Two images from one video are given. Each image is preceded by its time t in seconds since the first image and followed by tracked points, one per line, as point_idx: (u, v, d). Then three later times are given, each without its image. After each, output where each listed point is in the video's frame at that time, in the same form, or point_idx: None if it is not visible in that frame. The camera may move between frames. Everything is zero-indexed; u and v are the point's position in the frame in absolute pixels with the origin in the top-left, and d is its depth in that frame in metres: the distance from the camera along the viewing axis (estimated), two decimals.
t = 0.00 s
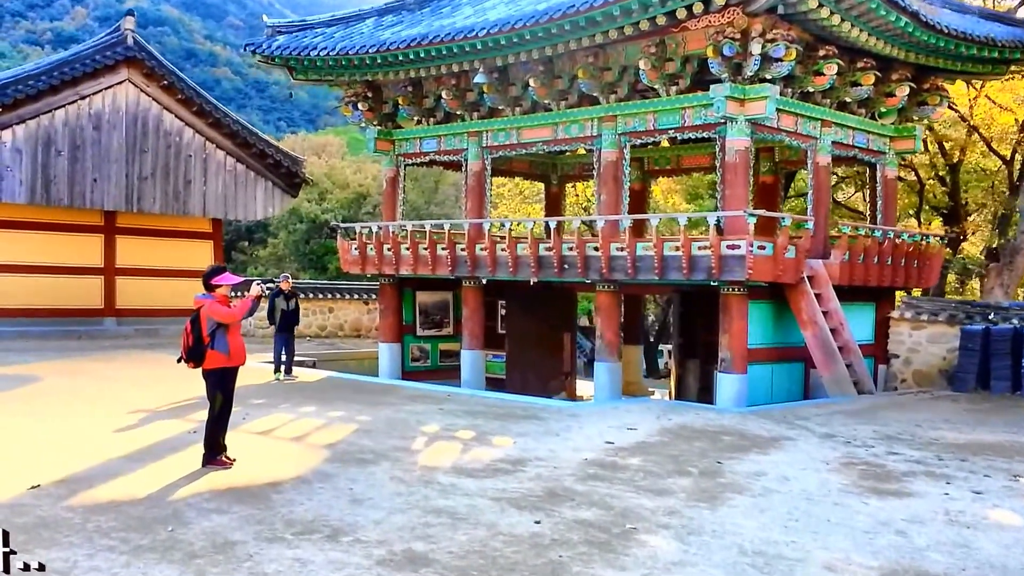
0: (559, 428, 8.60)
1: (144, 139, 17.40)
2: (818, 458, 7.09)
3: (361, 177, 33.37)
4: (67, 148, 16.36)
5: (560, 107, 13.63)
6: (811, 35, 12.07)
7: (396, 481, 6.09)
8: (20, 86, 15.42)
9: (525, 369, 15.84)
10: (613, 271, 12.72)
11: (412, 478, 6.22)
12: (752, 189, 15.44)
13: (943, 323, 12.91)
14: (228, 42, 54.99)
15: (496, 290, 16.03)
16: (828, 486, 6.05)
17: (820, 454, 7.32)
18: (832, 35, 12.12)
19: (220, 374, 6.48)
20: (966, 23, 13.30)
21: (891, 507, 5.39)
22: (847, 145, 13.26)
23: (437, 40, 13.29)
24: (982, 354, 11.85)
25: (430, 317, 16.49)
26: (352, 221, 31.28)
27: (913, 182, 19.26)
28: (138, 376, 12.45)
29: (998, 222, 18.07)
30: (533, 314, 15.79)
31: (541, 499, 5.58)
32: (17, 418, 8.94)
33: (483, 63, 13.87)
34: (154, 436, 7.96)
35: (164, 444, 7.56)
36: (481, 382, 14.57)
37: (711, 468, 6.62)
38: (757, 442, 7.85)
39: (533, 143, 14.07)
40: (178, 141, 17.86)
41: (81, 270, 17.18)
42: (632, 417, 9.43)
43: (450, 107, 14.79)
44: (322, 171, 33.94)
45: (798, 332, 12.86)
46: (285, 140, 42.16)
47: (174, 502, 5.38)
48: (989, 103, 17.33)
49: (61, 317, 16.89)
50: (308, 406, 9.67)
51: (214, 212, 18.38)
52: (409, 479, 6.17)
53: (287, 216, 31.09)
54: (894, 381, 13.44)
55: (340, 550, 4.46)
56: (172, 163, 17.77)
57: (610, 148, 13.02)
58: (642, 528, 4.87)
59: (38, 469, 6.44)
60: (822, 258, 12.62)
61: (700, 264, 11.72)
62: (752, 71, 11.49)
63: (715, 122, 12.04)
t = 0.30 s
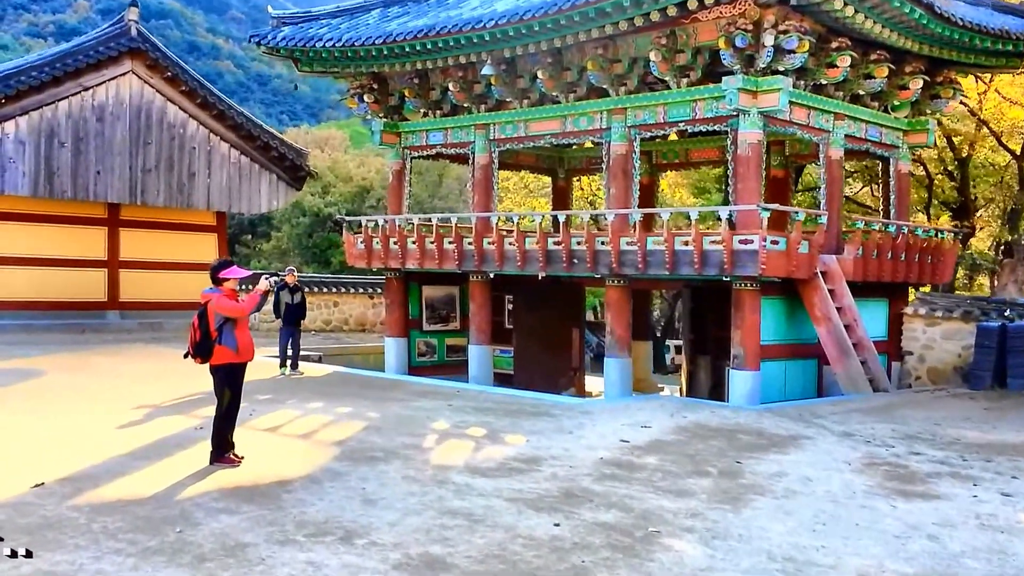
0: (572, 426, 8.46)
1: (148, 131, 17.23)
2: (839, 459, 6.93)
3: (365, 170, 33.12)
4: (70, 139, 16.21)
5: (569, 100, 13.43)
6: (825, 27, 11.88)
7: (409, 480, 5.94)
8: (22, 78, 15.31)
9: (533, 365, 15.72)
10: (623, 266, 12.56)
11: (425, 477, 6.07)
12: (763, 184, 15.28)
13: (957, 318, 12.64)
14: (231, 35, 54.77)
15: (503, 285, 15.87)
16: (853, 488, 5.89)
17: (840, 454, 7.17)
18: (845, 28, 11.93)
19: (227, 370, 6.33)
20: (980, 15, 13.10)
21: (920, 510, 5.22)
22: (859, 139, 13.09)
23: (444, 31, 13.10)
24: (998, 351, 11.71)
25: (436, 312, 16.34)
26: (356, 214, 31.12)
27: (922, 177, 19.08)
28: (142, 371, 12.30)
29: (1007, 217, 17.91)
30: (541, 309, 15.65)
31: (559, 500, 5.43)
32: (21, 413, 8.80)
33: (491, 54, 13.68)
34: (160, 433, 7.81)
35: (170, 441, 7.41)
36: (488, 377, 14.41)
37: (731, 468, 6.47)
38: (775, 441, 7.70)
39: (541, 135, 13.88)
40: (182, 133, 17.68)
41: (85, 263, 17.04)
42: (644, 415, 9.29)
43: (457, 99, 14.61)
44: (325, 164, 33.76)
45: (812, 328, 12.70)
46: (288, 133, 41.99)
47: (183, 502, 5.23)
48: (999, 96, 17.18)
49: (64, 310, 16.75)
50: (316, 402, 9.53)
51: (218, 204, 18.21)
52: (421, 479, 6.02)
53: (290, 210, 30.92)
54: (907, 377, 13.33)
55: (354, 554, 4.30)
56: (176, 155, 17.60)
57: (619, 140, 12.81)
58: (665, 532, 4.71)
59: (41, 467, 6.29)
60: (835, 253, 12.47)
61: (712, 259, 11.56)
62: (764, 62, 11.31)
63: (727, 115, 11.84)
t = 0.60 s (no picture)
0: (584, 412, 8.31)
1: (151, 113, 17.02)
2: (860, 447, 6.79)
3: (367, 153, 32.85)
4: (73, 121, 16.01)
5: (578, 81, 13.21)
6: (838, 6, 11.66)
7: (422, 469, 5.79)
8: (25, 58, 15.11)
9: (539, 350, 15.57)
10: (632, 249, 12.39)
11: (438, 466, 5.91)
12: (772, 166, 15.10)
13: (972, 304, 12.38)
14: (232, 17, 54.37)
15: (510, 269, 15.66)
16: (878, 477, 5.74)
17: (861, 442, 7.03)
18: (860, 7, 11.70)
19: (237, 355, 6.18)
20: None
21: (951, 501, 5.07)
22: (873, 120, 12.88)
23: (451, 11, 12.87)
24: (1014, 337, 11.78)
25: (441, 296, 16.16)
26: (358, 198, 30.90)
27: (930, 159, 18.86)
28: (147, 356, 12.16)
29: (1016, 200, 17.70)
30: (549, 293, 15.46)
31: (578, 489, 5.27)
32: (26, 399, 8.66)
33: (499, 35, 13.47)
34: (167, 419, 7.66)
35: (177, 427, 7.26)
36: (493, 363, 14.24)
37: (751, 456, 6.31)
38: (793, 428, 7.54)
39: (550, 117, 13.66)
40: (185, 115, 17.47)
41: (87, 246, 16.86)
42: (657, 401, 9.13)
43: (464, 80, 14.39)
44: (327, 147, 33.51)
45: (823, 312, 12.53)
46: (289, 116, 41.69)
47: (192, 491, 5.08)
48: (1009, 78, 16.92)
49: (66, 294, 16.59)
50: (323, 388, 9.38)
51: (221, 187, 18.02)
52: (435, 467, 5.87)
53: (292, 193, 30.70)
54: (919, 363, 13.16)
55: (371, 547, 4.14)
56: (179, 138, 17.39)
57: (629, 122, 12.59)
58: (691, 523, 4.55)
59: (47, 453, 6.15)
60: (848, 236, 12.28)
61: (724, 242, 11.38)
62: (778, 42, 11.11)
63: (740, 95, 11.62)
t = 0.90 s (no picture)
0: (597, 395, 8.17)
1: (155, 93, 16.83)
2: (882, 431, 6.65)
3: (371, 134, 32.57)
4: (76, 101, 15.82)
5: (588, 58, 13.00)
6: None
7: (437, 454, 5.65)
8: (28, 38, 14.92)
9: (545, 331, 15.43)
10: (643, 230, 12.22)
11: (452, 451, 5.78)
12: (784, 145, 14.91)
13: (986, 284, 12.35)
14: None
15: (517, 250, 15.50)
16: (904, 463, 5.60)
17: (882, 426, 6.88)
18: None
19: (247, 338, 6.04)
20: None
21: (982, 488, 4.93)
22: (889, 98, 12.66)
23: None
24: None
25: (448, 277, 16.01)
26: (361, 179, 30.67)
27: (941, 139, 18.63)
28: (152, 338, 12.03)
29: None
30: (556, 274, 15.31)
31: (598, 476, 5.14)
32: (30, 381, 8.53)
33: (508, 11, 13.26)
34: (175, 402, 7.54)
35: (185, 410, 7.13)
36: (500, 344, 14.09)
37: (772, 441, 6.17)
38: (811, 411, 7.40)
39: (560, 96, 13.43)
40: (189, 95, 17.27)
41: (91, 227, 16.70)
42: (671, 383, 8.99)
43: (472, 58, 14.18)
44: (331, 127, 33.23)
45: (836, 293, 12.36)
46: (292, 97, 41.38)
47: (202, 478, 4.95)
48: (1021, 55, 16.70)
49: (70, 275, 16.45)
50: (331, 370, 9.25)
51: (226, 167, 17.82)
52: (449, 452, 5.74)
53: (295, 174, 30.47)
54: (932, 343, 13.03)
55: (389, 536, 4.01)
56: (183, 117, 17.20)
57: (640, 100, 12.38)
58: (718, 511, 4.42)
59: (55, 438, 6.02)
60: (862, 216, 12.10)
61: (737, 223, 11.21)
62: (793, 19, 10.89)
63: (754, 72, 11.41)
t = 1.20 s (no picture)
0: (609, 391, 8.03)
1: (160, 84, 16.68)
2: (904, 429, 6.50)
3: (376, 127, 32.39)
4: (81, 92, 15.68)
5: (599, 49, 12.85)
6: None
7: (450, 453, 5.51)
8: (32, 29, 14.80)
9: (552, 325, 15.28)
10: (653, 223, 12.06)
11: (465, 449, 5.64)
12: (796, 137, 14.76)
13: (1002, 279, 12.24)
14: None
15: (524, 244, 15.35)
16: (930, 463, 5.45)
17: (904, 424, 6.73)
18: None
19: (255, 333, 5.90)
20: None
21: (1012, 491, 4.78)
22: (904, 89, 12.49)
23: None
24: None
25: (454, 270, 15.85)
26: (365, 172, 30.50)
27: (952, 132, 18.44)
28: (157, 331, 11.89)
29: None
30: (563, 267, 15.13)
31: (616, 476, 4.99)
32: (33, 375, 8.39)
33: (518, 1, 13.10)
34: (181, 397, 7.42)
35: (191, 406, 6.99)
36: (506, 338, 13.93)
37: (792, 439, 6.02)
38: (829, 408, 7.24)
39: (569, 87, 13.26)
40: (195, 86, 17.12)
41: (95, 220, 16.58)
42: (683, 379, 8.84)
43: (481, 49, 14.03)
44: (336, 120, 33.06)
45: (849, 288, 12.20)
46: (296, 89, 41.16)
47: (210, 476, 4.81)
48: None
49: (75, 268, 16.33)
50: (339, 365, 9.11)
51: (231, 159, 17.65)
52: (462, 450, 5.60)
53: (299, 166, 30.31)
54: (946, 339, 12.88)
55: (404, 540, 3.87)
56: (189, 109, 17.06)
57: (652, 91, 12.20)
58: (743, 514, 4.28)
59: (59, 434, 5.88)
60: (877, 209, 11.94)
61: (749, 215, 11.05)
62: (810, 7, 10.82)
63: (769, 63, 11.25)
